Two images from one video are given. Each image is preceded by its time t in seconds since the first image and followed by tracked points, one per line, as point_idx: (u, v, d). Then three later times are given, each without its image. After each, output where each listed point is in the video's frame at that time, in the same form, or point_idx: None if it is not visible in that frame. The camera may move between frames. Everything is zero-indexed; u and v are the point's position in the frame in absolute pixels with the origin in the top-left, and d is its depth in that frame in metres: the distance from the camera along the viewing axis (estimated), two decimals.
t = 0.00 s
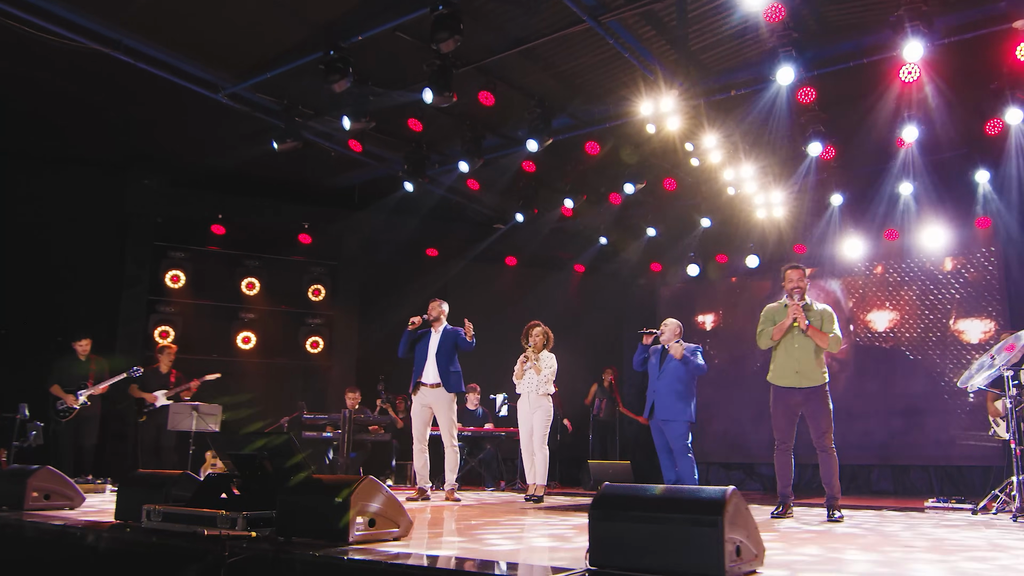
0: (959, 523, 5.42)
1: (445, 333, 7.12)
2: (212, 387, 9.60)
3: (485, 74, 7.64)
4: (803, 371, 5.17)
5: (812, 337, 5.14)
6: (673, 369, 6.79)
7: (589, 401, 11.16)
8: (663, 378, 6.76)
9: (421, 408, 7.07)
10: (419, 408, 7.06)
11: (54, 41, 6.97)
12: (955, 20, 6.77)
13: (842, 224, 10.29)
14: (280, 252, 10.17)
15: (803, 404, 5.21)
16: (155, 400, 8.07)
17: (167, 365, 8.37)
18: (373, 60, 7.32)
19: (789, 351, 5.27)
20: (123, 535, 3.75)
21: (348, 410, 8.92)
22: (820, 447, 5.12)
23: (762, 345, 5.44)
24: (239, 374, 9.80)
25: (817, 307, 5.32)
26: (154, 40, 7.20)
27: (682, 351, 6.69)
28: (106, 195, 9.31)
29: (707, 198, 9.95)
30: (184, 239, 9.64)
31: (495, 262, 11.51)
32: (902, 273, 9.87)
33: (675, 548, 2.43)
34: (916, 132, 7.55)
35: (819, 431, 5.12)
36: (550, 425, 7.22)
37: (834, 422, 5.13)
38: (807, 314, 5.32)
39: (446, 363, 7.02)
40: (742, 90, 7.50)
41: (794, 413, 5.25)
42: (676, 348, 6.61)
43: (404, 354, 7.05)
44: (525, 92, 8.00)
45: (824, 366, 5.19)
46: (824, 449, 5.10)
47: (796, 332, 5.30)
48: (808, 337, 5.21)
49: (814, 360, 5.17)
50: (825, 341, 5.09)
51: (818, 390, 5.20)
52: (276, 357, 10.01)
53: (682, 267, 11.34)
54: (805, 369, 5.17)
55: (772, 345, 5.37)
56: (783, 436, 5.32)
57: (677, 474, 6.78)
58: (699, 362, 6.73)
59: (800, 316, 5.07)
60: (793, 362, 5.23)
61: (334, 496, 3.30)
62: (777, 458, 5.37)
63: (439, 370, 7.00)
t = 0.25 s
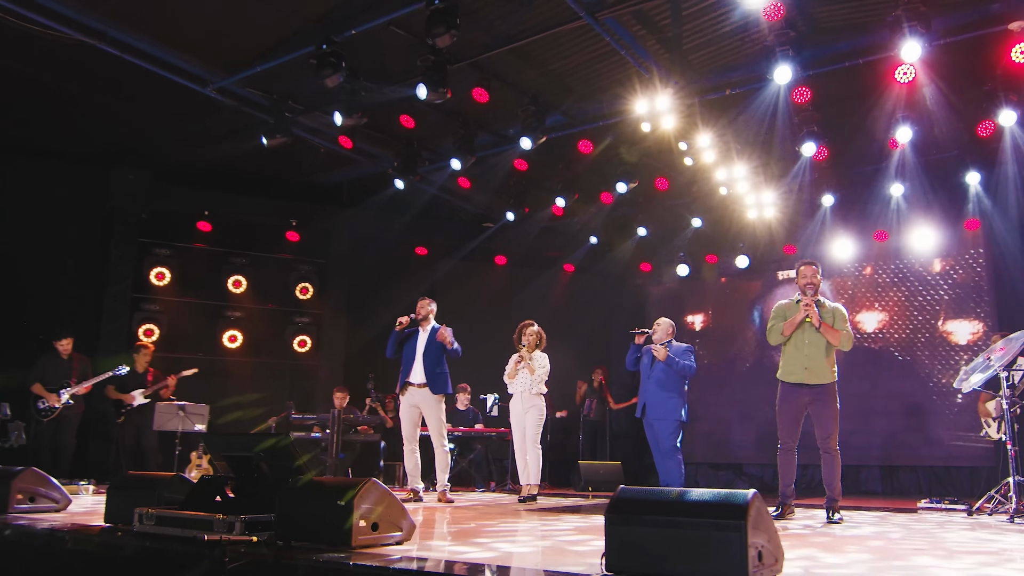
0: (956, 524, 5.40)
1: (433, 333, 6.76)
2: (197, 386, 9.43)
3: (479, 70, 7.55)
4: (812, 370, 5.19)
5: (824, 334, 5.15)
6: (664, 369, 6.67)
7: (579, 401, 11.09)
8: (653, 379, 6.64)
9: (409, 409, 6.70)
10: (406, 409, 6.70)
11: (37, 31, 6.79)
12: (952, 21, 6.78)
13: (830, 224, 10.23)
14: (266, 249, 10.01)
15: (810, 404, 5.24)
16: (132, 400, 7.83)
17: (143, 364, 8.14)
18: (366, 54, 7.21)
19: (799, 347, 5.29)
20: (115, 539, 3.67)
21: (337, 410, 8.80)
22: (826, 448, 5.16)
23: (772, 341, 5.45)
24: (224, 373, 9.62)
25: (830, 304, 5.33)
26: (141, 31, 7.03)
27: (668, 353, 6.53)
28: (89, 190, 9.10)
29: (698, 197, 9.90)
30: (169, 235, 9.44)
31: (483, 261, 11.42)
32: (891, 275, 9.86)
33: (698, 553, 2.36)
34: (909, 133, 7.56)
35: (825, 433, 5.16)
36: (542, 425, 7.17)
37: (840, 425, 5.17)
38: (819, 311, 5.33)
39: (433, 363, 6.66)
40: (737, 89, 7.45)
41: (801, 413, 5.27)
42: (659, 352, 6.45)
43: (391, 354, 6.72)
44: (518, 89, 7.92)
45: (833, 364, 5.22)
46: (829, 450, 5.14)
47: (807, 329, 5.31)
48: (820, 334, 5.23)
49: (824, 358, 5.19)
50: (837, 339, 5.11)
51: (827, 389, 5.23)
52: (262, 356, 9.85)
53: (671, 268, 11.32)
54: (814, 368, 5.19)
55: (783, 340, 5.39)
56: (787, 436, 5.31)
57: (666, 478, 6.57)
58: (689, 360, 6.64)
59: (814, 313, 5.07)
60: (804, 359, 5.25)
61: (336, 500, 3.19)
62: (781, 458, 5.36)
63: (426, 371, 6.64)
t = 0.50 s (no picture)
0: (951, 524, 5.42)
1: (422, 333, 6.44)
2: (182, 386, 9.27)
3: (472, 68, 7.48)
4: (815, 373, 5.28)
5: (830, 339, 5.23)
6: (656, 368, 6.60)
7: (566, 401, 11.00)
8: (646, 378, 6.61)
9: (398, 410, 6.35)
10: (394, 410, 6.35)
11: (21, 23, 6.63)
12: (947, 23, 6.83)
13: (818, 225, 10.24)
14: (252, 247, 9.91)
15: (814, 405, 5.36)
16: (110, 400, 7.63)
17: (123, 365, 7.95)
18: (358, 51, 7.11)
19: (805, 351, 5.37)
20: (107, 543, 3.58)
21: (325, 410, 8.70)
22: (827, 450, 5.26)
23: (777, 344, 5.57)
24: (209, 373, 9.47)
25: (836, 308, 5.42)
26: (128, 25, 6.89)
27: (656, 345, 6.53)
28: (71, 186, 8.93)
29: (688, 197, 9.87)
30: (153, 233, 9.29)
31: (471, 260, 11.35)
32: (878, 276, 9.89)
33: (720, 559, 2.30)
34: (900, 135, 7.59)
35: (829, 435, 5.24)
36: (535, 426, 7.10)
37: (843, 427, 5.26)
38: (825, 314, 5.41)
39: (423, 363, 6.31)
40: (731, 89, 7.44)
41: (804, 414, 5.38)
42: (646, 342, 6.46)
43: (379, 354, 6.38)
44: (511, 87, 7.86)
45: (838, 368, 5.31)
46: (830, 452, 5.24)
47: (812, 332, 5.40)
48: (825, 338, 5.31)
49: (829, 362, 5.28)
50: (843, 344, 5.19)
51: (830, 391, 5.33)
52: (247, 356, 9.71)
53: (660, 268, 11.32)
54: (818, 370, 5.27)
55: (788, 344, 5.49)
56: (787, 438, 5.39)
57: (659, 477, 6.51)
58: (681, 359, 6.55)
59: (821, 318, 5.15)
60: (809, 363, 5.33)
61: (339, 503, 3.12)
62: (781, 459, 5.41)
63: (415, 370, 6.30)
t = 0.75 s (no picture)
0: (949, 526, 5.42)
1: (416, 333, 6.21)
2: (168, 386, 9.12)
3: (468, 65, 7.41)
4: (819, 375, 5.41)
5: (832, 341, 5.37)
6: (653, 368, 6.56)
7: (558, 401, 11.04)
8: (641, 379, 6.58)
9: (392, 411, 6.10)
10: (388, 412, 6.11)
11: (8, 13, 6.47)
12: (943, 25, 6.80)
13: (809, 227, 10.28)
14: (240, 245, 9.80)
15: (818, 406, 5.47)
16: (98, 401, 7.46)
17: (110, 364, 7.77)
18: (352, 46, 7.02)
19: (808, 353, 5.50)
20: (104, 545, 3.49)
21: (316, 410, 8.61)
22: (828, 451, 5.40)
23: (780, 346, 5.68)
24: (195, 372, 9.33)
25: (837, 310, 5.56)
26: (118, 17, 6.76)
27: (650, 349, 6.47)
28: (56, 181, 8.76)
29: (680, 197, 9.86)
30: (139, 229, 9.14)
31: (461, 259, 11.28)
32: (867, 277, 9.93)
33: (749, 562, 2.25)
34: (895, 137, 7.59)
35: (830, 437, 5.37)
36: (530, 427, 7.06)
37: (844, 429, 5.38)
38: (827, 316, 5.53)
39: (418, 364, 6.09)
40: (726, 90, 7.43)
41: (810, 414, 5.51)
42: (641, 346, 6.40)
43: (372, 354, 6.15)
44: (506, 85, 7.80)
45: (841, 370, 5.44)
46: (831, 453, 5.38)
47: (814, 334, 5.52)
48: (827, 340, 5.44)
49: (832, 365, 5.41)
50: (845, 347, 5.33)
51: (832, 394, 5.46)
52: (235, 355, 9.58)
53: (650, 269, 11.32)
54: (821, 373, 5.41)
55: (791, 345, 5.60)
56: (790, 438, 5.55)
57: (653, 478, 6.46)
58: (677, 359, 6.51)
59: (823, 321, 5.27)
60: (812, 365, 5.46)
61: (350, 507, 3.07)
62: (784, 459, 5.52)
63: (410, 371, 6.06)
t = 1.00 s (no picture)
0: (945, 527, 5.44)
1: (412, 333, 6.14)
2: (154, 384, 8.98)
3: (463, 62, 7.36)
4: (816, 372, 5.45)
5: (825, 339, 5.42)
6: (653, 367, 6.56)
7: (548, 400, 11.05)
8: (641, 377, 6.57)
9: (386, 410, 6.02)
10: (383, 412, 6.02)
11: None
12: (939, 28, 6.86)
13: (799, 228, 10.33)
14: (229, 243, 9.69)
15: (817, 406, 5.50)
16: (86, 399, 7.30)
17: (100, 360, 7.62)
18: (347, 41, 6.94)
19: (804, 351, 5.55)
20: (101, 548, 3.39)
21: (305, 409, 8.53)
22: (827, 451, 5.40)
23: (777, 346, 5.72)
24: (182, 370, 9.21)
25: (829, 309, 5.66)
26: (108, 9, 6.63)
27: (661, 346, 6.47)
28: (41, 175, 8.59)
29: (671, 197, 9.86)
30: (125, 225, 8.99)
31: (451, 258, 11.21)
32: (855, 279, 9.99)
33: (772, 560, 2.24)
34: (888, 139, 7.62)
35: (828, 437, 5.39)
36: (525, 425, 7.01)
37: (842, 429, 5.41)
38: (820, 315, 5.62)
39: (415, 363, 6.04)
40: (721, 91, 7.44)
41: (808, 414, 5.53)
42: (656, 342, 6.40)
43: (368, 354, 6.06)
44: (501, 83, 7.75)
45: (838, 368, 5.46)
46: (830, 453, 5.39)
47: (809, 333, 5.58)
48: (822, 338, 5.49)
49: (828, 362, 5.45)
50: (837, 343, 5.38)
51: (830, 392, 5.48)
52: (221, 353, 9.46)
53: (640, 268, 11.33)
54: (818, 369, 5.45)
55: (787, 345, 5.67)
56: (789, 437, 5.56)
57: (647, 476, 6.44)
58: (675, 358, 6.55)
59: (813, 318, 5.36)
60: (808, 363, 5.50)
61: (359, 509, 2.98)
62: (783, 459, 5.53)
63: (407, 370, 6.01)
